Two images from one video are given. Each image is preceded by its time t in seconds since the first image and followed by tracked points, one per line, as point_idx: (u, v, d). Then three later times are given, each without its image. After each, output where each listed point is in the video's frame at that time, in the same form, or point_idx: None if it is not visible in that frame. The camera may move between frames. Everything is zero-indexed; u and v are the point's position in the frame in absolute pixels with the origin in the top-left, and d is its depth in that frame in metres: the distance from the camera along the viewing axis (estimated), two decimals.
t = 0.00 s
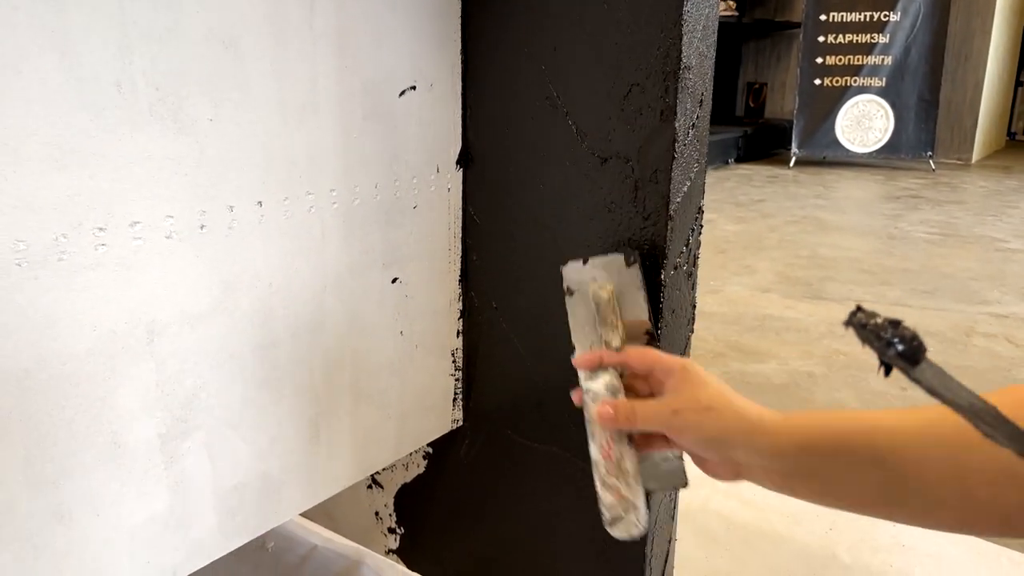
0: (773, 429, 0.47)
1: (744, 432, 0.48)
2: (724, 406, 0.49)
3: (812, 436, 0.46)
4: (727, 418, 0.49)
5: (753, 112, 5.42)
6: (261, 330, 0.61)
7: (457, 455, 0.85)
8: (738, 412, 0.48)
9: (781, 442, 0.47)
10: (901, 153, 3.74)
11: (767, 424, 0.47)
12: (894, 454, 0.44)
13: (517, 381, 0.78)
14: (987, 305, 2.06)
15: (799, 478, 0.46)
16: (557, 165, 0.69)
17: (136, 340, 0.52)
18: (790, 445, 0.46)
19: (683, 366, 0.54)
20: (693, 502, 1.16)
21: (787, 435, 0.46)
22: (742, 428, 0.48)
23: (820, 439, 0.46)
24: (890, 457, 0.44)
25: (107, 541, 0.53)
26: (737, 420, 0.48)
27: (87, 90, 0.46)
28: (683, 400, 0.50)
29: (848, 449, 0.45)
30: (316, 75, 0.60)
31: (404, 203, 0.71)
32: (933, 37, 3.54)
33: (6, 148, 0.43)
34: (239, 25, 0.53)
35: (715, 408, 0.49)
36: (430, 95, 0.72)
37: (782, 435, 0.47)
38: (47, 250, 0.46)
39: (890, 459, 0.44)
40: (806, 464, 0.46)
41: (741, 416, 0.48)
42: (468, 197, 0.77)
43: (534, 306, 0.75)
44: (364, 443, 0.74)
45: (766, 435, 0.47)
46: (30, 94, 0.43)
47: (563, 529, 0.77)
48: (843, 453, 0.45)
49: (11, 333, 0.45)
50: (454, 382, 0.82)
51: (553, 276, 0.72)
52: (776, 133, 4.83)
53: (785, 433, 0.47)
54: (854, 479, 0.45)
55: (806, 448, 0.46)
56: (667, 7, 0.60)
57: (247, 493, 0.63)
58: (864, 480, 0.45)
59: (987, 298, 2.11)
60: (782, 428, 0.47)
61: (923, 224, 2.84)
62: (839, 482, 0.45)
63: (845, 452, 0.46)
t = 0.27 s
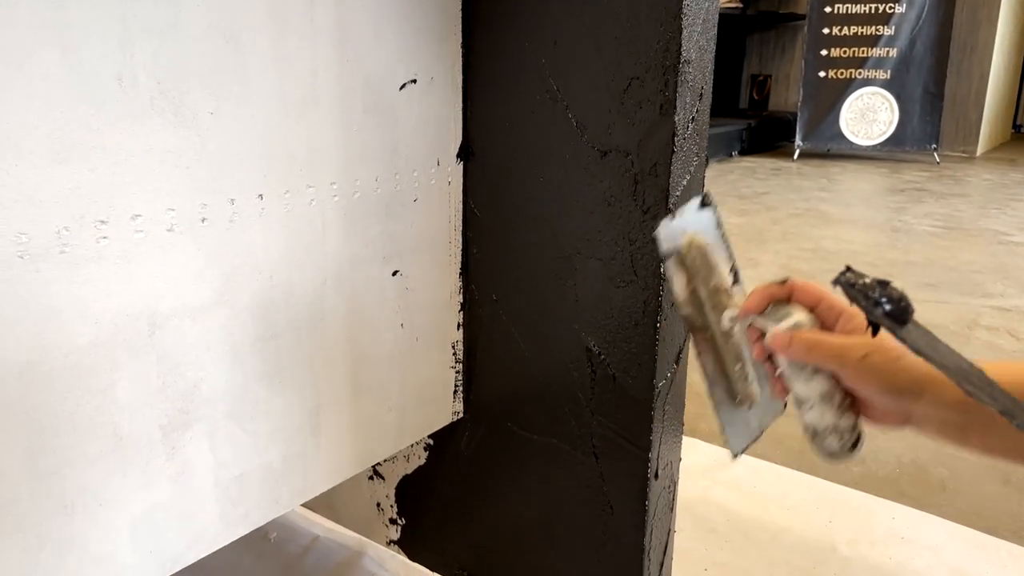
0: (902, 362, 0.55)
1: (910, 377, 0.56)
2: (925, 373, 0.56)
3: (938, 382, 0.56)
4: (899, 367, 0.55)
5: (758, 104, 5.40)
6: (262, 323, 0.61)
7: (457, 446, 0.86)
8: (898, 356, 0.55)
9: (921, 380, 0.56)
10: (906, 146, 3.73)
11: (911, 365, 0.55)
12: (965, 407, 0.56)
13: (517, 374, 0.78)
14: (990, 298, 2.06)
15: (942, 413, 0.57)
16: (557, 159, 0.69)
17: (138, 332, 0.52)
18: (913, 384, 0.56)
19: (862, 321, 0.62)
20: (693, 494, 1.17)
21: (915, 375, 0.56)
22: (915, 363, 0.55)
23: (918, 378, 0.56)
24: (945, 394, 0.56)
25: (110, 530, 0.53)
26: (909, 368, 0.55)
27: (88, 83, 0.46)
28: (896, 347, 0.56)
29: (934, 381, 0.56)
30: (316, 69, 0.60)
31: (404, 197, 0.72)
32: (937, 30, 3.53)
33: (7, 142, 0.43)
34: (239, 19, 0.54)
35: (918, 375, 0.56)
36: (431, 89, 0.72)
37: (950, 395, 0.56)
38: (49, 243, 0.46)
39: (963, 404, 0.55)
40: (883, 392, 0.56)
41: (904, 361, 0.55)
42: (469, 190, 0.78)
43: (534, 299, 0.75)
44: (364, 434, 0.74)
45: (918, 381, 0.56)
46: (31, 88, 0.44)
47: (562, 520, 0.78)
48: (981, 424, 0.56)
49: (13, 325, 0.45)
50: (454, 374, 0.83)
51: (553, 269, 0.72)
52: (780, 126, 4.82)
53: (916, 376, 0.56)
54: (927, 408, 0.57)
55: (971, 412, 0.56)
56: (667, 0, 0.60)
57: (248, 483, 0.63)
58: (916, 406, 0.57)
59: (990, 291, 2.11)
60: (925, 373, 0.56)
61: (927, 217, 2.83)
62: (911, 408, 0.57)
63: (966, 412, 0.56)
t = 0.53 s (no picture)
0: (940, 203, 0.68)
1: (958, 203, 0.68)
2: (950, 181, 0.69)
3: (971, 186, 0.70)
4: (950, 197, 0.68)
5: (761, 99, 5.39)
6: (265, 319, 0.61)
7: (459, 441, 0.86)
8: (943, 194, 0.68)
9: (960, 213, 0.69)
10: (909, 141, 3.72)
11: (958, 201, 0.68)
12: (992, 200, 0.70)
13: (519, 370, 0.79)
14: (993, 294, 2.06)
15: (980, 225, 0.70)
16: (559, 155, 0.70)
17: (142, 328, 0.53)
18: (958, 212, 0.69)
19: (881, 162, 0.68)
20: (694, 489, 1.17)
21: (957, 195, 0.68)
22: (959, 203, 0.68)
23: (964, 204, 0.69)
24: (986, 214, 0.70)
25: (114, 525, 0.54)
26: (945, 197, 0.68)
27: (90, 81, 0.46)
28: (914, 204, 0.68)
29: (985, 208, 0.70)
30: (318, 66, 0.60)
31: (406, 193, 0.72)
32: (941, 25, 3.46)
33: (10, 140, 0.44)
34: (241, 16, 0.54)
35: (941, 200, 0.68)
36: (433, 85, 0.72)
37: (993, 196, 0.70)
38: (53, 240, 0.47)
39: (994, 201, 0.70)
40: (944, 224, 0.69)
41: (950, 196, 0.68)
42: (471, 186, 0.78)
43: (536, 295, 0.75)
44: (367, 429, 0.74)
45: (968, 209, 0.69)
46: (34, 86, 0.44)
47: (563, 515, 0.78)
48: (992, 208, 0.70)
49: (17, 322, 0.46)
50: (456, 370, 0.83)
51: (555, 265, 0.73)
52: (784, 121, 4.81)
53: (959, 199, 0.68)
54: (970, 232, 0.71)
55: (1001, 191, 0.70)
56: None
57: (252, 478, 0.64)
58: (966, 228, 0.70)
59: (992, 287, 2.11)
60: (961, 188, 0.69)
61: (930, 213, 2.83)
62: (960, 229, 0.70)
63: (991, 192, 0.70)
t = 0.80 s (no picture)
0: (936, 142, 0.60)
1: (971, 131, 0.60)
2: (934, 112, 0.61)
3: (967, 114, 0.61)
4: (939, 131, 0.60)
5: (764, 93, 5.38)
6: (267, 308, 0.61)
7: (462, 433, 0.86)
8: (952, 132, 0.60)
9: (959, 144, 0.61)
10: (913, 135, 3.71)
11: (949, 131, 0.60)
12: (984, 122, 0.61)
13: (522, 361, 0.78)
14: (996, 288, 2.05)
15: (989, 164, 0.62)
16: (563, 145, 0.69)
17: (144, 316, 0.52)
18: (960, 145, 0.60)
19: (862, 113, 0.59)
20: (697, 482, 1.17)
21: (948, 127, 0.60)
22: (950, 136, 0.60)
23: (960, 139, 0.60)
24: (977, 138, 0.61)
25: (116, 513, 0.53)
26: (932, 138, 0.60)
27: (92, 68, 0.46)
28: (907, 148, 0.59)
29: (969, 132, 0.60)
30: (321, 54, 0.60)
31: (409, 183, 0.72)
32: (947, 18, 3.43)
33: (12, 127, 0.43)
34: (243, 3, 0.53)
35: (933, 140, 0.59)
36: (436, 75, 0.72)
37: (984, 122, 0.61)
38: (55, 227, 0.46)
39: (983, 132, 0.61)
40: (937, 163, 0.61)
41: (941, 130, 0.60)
42: (474, 176, 0.77)
43: (539, 285, 0.75)
44: (370, 420, 0.74)
45: (957, 146, 0.60)
46: (36, 73, 0.44)
47: (566, 506, 0.78)
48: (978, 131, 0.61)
49: (19, 310, 0.45)
50: (459, 361, 0.83)
51: (558, 256, 0.72)
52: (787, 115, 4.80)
53: (952, 132, 0.60)
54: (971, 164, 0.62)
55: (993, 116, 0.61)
56: None
57: (255, 468, 0.64)
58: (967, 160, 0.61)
59: (996, 281, 2.10)
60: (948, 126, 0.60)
61: (933, 207, 2.82)
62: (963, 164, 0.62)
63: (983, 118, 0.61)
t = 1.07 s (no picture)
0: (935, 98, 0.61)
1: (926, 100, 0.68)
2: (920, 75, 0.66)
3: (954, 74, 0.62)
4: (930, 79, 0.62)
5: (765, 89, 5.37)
6: (265, 305, 0.61)
7: (460, 430, 0.86)
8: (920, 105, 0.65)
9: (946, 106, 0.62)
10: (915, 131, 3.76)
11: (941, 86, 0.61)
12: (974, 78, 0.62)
13: (520, 357, 0.78)
14: (997, 285, 2.05)
15: (982, 122, 0.63)
16: (561, 142, 0.69)
17: (141, 313, 0.52)
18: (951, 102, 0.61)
19: (845, 82, 0.60)
20: (696, 478, 1.17)
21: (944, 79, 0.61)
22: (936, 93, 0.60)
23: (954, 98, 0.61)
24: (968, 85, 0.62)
25: (114, 509, 0.54)
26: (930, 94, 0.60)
27: (88, 65, 0.46)
28: (892, 113, 0.60)
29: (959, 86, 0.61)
30: (318, 51, 0.60)
31: (407, 180, 0.72)
32: (948, 14, 3.57)
33: (9, 124, 0.43)
34: None
35: (922, 104, 0.60)
36: (434, 72, 0.72)
37: (973, 82, 0.62)
38: (51, 225, 0.46)
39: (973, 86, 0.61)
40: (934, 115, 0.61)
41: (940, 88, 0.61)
42: (473, 173, 0.77)
43: (536, 282, 0.75)
44: (367, 416, 0.74)
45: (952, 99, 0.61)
46: (32, 69, 0.44)
47: (564, 503, 0.78)
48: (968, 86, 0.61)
49: (17, 306, 0.46)
50: (457, 358, 0.83)
51: (556, 253, 0.72)
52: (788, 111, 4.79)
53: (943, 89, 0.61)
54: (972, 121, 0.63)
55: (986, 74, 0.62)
56: None
57: (252, 464, 0.64)
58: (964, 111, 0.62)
59: (997, 278, 2.10)
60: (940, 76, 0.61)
61: (934, 204, 2.82)
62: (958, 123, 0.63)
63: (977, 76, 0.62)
